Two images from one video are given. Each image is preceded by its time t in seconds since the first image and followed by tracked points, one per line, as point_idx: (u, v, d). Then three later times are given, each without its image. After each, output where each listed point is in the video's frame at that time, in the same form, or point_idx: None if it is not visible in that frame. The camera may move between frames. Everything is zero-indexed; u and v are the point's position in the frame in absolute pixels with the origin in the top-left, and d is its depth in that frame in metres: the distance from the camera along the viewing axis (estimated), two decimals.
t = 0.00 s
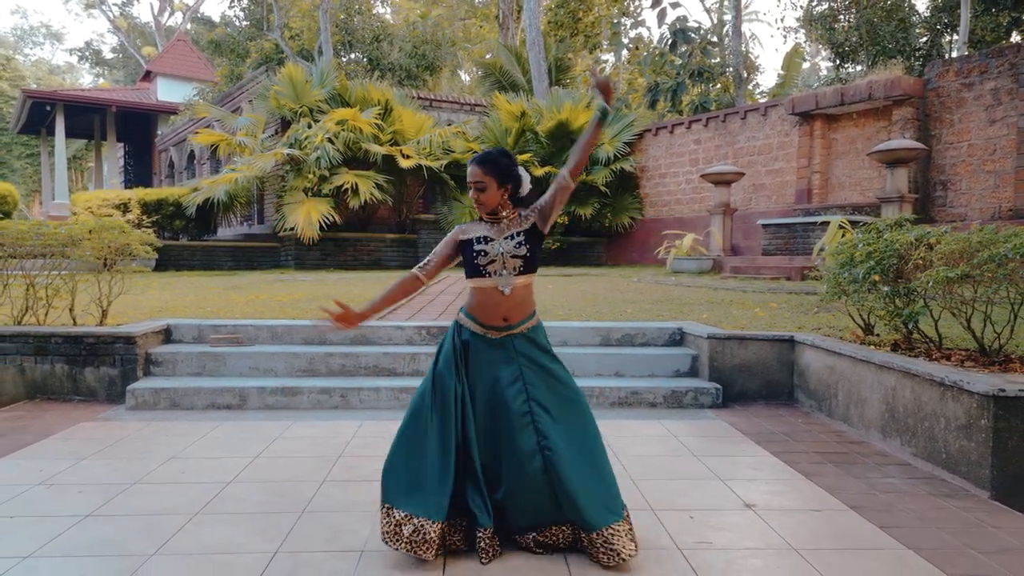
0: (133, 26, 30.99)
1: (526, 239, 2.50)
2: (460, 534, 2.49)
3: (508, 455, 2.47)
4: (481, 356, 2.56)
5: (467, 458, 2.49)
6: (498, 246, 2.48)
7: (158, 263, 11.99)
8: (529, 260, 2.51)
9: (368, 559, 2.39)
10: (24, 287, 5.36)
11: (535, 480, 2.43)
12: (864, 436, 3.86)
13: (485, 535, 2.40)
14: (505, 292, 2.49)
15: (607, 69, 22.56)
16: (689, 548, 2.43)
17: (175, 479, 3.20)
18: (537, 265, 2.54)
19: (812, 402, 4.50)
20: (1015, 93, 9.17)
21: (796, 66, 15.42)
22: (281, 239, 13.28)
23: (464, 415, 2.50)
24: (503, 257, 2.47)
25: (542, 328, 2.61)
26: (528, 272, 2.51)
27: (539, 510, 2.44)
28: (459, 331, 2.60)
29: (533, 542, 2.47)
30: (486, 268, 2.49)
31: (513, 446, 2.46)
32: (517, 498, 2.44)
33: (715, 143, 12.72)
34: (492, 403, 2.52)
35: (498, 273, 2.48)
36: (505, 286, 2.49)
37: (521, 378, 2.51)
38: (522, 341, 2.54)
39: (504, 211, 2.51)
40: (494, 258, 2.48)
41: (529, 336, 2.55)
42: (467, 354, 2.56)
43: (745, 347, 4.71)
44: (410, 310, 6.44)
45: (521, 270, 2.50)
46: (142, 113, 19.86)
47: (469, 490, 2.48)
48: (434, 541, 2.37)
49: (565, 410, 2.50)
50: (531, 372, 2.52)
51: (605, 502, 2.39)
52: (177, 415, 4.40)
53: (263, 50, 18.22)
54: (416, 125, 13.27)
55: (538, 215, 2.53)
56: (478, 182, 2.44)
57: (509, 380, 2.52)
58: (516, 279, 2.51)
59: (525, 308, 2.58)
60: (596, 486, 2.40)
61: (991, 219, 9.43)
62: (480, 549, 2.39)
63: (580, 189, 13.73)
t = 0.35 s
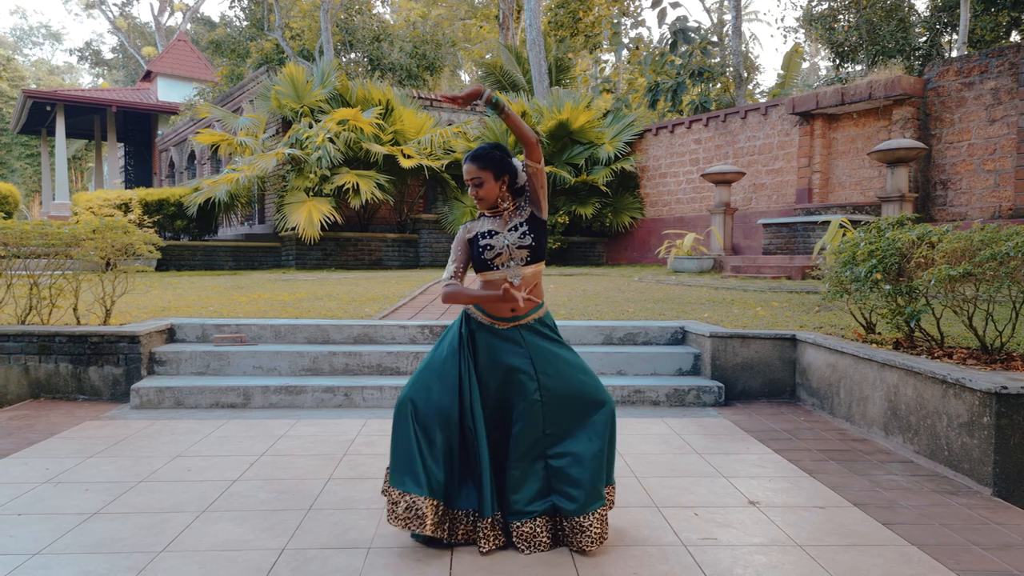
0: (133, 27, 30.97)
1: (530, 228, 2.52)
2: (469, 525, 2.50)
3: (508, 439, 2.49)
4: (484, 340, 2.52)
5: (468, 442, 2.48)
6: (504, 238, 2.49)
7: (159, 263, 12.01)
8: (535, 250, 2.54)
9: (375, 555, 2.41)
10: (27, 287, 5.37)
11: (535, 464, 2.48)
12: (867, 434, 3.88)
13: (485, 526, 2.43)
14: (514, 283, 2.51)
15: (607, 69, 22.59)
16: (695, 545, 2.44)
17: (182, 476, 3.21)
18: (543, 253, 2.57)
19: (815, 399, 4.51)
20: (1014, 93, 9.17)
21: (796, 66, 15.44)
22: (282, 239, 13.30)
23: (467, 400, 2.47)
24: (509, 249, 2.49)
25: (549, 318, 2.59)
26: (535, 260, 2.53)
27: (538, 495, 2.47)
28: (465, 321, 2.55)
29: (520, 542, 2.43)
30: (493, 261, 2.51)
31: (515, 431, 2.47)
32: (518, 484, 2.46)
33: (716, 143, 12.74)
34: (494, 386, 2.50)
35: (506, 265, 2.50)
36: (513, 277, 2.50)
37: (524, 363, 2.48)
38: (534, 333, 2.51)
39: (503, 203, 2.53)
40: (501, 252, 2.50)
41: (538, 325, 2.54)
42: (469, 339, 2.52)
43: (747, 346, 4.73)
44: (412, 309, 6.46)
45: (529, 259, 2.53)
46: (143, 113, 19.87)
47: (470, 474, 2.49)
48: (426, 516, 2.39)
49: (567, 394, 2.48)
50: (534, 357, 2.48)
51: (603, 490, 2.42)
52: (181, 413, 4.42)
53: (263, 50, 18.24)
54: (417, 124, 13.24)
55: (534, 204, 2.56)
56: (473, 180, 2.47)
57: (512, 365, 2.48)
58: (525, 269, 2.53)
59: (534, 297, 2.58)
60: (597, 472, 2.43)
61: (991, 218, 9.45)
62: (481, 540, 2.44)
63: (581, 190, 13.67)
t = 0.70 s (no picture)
0: (132, 27, 30.93)
1: (521, 242, 2.53)
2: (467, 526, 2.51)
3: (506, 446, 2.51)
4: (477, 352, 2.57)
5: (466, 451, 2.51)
6: (493, 250, 2.52)
7: (159, 262, 12.01)
8: (525, 263, 2.55)
9: (379, 551, 2.42)
10: (29, 286, 5.38)
11: (535, 471, 2.47)
12: (867, 430, 3.89)
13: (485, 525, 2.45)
14: (502, 294, 2.53)
15: (607, 69, 22.61)
16: (697, 540, 2.46)
17: (185, 474, 3.22)
18: (534, 268, 2.58)
19: (815, 397, 4.53)
20: (1013, 92, 9.18)
21: (796, 65, 15.45)
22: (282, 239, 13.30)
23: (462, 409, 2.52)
24: (497, 260, 2.52)
25: (538, 330, 2.65)
26: (523, 274, 2.55)
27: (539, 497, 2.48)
28: (455, 328, 2.63)
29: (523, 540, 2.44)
30: (481, 271, 2.54)
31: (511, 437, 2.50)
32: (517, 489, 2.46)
33: (715, 143, 12.75)
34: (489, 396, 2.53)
35: (494, 276, 2.53)
36: (501, 288, 2.53)
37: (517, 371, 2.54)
38: (522, 344, 2.58)
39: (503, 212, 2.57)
40: (489, 262, 2.53)
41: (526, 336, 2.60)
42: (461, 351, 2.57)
43: (748, 344, 4.74)
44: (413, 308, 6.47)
45: (517, 272, 2.54)
46: (142, 113, 19.87)
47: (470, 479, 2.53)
48: (401, 531, 2.42)
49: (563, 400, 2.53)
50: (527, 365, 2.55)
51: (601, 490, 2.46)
52: (183, 412, 4.43)
53: (263, 50, 18.21)
54: (417, 124, 13.25)
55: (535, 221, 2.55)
56: (486, 182, 2.48)
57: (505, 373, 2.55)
58: (513, 281, 2.55)
59: (525, 309, 2.61)
60: (596, 473, 2.46)
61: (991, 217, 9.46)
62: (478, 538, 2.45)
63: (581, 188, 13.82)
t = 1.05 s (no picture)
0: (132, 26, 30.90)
1: (504, 212, 2.57)
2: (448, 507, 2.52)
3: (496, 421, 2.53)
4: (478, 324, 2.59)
5: (457, 421, 2.55)
6: (475, 212, 2.55)
7: (160, 261, 12.02)
8: (505, 232, 2.58)
9: (380, 547, 2.42)
10: (29, 284, 5.38)
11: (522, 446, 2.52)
12: (868, 428, 3.89)
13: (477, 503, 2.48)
14: (480, 258, 2.56)
15: (608, 68, 22.61)
16: (698, 537, 2.46)
17: (186, 471, 3.22)
18: (513, 237, 2.61)
19: (815, 395, 4.53)
20: (1013, 91, 9.18)
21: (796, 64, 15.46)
22: (281, 237, 13.30)
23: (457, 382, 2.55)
24: (478, 223, 2.55)
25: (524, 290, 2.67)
26: (502, 242, 2.58)
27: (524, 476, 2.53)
28: (445, 301, 2.66)
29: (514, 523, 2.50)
30: (461, 232, 2.57)
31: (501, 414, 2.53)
32: (507, 465, 2.50)
33: (715, 142, 12.76)
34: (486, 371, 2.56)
35: (473, 238, 2.56)
36: (479, 252, 2.56)
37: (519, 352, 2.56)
38: (510, 306, 2.60)
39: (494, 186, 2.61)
40: (470, 224, 2.56)
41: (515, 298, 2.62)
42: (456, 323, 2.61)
43: (748, 343, 4.75)
44: (414, 306, 6.47)
45: (496, 239, 2.57)
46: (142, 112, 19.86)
47: (465, 455, 2.54)
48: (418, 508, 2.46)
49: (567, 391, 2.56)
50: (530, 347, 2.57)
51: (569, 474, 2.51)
52: (184, 409, 4.43)
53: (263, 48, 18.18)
54: (417, 123, 13.26)
55: (521, 203, 2.60)
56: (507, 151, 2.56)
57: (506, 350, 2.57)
58: (491, 246, 2.57)
59: (508, 274, 2.63)
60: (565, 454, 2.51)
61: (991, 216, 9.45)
62: (471, 516, 2.49)
63: (581, 186, 13.85)
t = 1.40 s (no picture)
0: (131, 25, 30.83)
1: (501, 225, 2.55)
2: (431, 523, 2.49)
3: (485, 430, 2.52)
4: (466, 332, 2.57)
5: (446, 432, 2.54)
6: (473, 224, 2.54)
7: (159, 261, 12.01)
8: (501, 245, 2.55)
9: (381, 544, 2.42)
10: (28, 282, 5.38)
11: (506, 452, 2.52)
12: (868, 426, 3.90)
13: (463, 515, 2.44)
14: (473, 270, 2.53)
15: (607, 67, 22.62)
16: (698, 534, 2.46)
17: (186, 469, 3.22)
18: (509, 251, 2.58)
19: (815, 393, 4.53)
20: (1012, 90, 9.19)
21: (795, 64, 15.47)
22: (281, 237, 13.29)
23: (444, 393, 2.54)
24: (473, 235, 2.53)
25: (517, 302, 2.67)
26: (496, 255, 2.54)
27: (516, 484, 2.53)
28: (436, 311, 2.64)
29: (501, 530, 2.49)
30: (457, 243, 2.55)
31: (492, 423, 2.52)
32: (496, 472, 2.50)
33: (715, 141, 12.76)
34: (476, 381, 2.54)
35: (468, 250, 2.54)
36: (472, 263, 2.53)
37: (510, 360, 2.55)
38: (500, 317, 2.58)
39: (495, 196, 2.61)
40: (466, 235, 2.54)
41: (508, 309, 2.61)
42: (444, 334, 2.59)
43: (748, 341, 4.75)
44: (413, 305, 6.48)
45: (491, 252, 2.54)
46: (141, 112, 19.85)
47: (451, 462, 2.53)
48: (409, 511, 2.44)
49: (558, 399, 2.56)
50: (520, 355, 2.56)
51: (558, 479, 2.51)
52: (184, 407, 4.42)
53: (263, 48, 18.15)
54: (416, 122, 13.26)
55: (519, 214, 2.58)
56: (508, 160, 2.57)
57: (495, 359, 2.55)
58: (485, 259, 2.54)
59: (499, 288, 2.61)
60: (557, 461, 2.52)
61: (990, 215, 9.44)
62: (459, 529, 2.45)
63: (581, 185, 13.86)
